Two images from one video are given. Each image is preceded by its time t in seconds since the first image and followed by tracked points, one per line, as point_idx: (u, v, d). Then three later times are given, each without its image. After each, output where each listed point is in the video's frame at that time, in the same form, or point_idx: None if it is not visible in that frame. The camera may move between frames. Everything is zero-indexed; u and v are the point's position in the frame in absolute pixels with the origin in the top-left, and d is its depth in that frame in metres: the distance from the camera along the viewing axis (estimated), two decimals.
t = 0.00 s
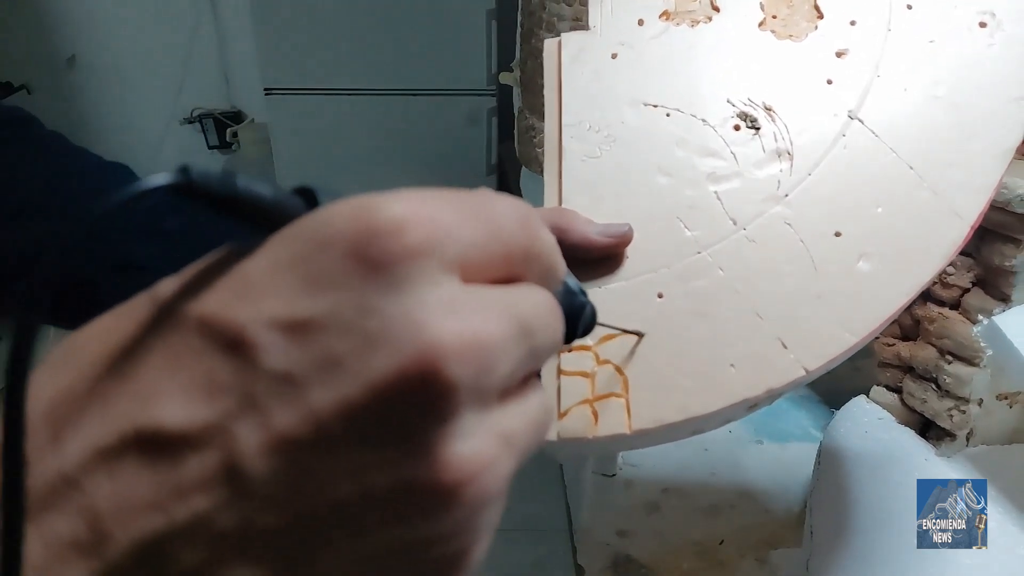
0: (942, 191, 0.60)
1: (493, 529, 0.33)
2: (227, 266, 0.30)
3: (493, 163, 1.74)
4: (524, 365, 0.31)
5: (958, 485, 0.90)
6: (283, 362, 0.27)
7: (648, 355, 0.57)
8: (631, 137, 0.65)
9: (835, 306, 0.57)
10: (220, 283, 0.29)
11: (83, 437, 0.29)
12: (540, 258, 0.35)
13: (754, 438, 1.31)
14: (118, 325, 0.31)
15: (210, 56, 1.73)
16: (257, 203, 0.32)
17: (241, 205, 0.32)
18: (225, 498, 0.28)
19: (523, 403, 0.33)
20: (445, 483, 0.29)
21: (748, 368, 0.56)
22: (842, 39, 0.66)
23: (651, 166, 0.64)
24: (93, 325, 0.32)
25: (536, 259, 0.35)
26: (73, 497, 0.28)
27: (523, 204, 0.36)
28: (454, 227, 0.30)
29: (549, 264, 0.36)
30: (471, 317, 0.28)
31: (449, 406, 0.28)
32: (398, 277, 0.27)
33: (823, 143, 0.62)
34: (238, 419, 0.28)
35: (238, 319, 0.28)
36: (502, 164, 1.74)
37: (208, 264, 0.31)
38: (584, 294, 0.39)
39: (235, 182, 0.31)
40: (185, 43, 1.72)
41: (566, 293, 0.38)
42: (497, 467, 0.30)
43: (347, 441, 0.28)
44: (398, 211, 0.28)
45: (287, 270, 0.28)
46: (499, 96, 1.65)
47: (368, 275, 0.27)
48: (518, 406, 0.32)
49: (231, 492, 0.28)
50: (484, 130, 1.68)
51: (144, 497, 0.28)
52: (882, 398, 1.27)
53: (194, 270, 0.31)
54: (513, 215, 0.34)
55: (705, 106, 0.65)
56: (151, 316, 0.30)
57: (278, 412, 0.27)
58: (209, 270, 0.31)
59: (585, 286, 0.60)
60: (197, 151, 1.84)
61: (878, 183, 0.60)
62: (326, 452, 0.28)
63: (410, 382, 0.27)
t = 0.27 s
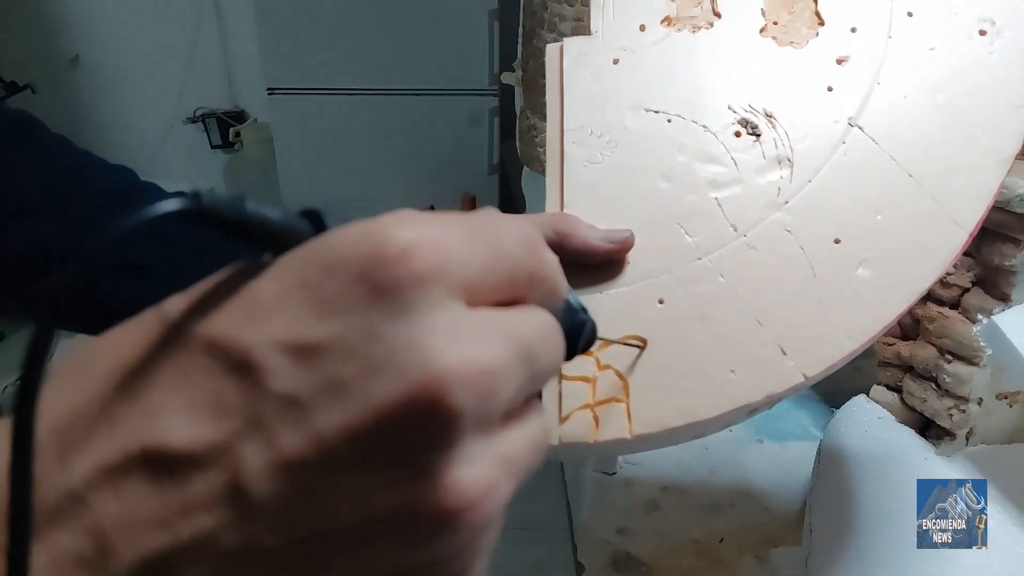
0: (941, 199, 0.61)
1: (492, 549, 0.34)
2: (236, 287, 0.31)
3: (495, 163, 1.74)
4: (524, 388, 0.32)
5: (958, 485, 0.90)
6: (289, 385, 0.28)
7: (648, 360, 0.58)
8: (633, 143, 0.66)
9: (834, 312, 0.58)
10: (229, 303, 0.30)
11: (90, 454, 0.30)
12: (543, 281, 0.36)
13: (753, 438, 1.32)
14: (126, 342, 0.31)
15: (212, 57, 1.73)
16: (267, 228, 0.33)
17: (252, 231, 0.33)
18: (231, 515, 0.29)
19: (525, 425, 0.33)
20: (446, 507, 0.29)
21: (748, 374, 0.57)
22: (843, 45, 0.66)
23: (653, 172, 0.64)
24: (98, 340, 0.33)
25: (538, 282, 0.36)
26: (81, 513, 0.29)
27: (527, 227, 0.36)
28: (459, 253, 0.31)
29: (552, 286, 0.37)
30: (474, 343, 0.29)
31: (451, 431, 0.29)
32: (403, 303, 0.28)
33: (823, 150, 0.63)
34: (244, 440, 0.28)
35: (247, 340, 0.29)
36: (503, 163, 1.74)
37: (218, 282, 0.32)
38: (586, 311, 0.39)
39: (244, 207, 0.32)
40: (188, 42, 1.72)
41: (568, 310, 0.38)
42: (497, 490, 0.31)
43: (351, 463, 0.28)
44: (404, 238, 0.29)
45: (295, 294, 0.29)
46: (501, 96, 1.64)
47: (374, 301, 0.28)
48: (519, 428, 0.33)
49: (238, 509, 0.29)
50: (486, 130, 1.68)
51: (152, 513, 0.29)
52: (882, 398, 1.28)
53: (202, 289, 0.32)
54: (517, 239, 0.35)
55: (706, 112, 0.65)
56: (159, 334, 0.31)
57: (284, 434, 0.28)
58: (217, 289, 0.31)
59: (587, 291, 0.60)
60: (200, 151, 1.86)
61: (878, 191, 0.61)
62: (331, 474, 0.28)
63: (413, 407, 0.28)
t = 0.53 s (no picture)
0: (948, 197, 0.60)
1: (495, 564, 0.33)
2: (241, 293, 0.31)
3: (497, 163, 1.73)
4: (527, 400, 0.31)
5: (958, 485, 0.90)
6: (292, 392, 0.28)
7: (654, 358, 0.58)
8: (639, 140, 0.65)
9: (841, 310, 0.58)
10: (234, 310, 0.30)
11: (88, 462, 0.30)
12: (548, 287, 0.36)
13: (756, 436, 1.32)
14: (131, 349, 0.32)
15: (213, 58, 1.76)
16: (269, 233, 0.34)
17: (254, 236, 0.34)
18: (231, 526, 0.28)
19: (530, 437, 0.33)
20: (450, 519, 0.29)
21: (754, 371, 0.57)
22: (849, 43, 0.66)
23: (658, 169, 0.64)
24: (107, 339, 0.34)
25: (541, 289, 0.36)
26: (80, 521, 0.29)
27: (534, 236, 0.37)
28: (464, 260, 0.31)
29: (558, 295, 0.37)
30: (479, 351, 0.29)
31: (456, 441, 0.28)
32: (408, 309, 0.28)
33: (829, 147, 0.63)
34: (244, 449, 0.28)
35: (250, 347, 0.29)
36: (507, 163, 1.73)
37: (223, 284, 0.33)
38: (587, 318, 0.40)
39: (246, 213, 0.33)
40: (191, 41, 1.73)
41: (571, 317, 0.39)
42: (498, 502, 0.30)
43: (354, 474, 0.28)
44: (410, 244, 0.29)
45: (301, 301, 0.29)
46: (504, 95, 1.64)
47: (378, 308, 0.28)
48: (522, 439, 0.32)
49: (237, 520, 0.28)
50: (488, 129, 1.68)
51: (151, 522, 0.29)
52: (885, 397, 1.28)
53: (209, 294, 0.33)
54: (524, 247, 0.35)
55: (712, 109, 0.65)
56: (165, 341, 0.31)
57: (285, 444, 0.28)
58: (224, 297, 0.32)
59: (592, 289, 0.60)
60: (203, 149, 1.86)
61: (884, 189, 0.61)
62: (333, 485, 0.28)
63: (417, 417, 0.27)
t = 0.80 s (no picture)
0: (949, 198, 0.60)
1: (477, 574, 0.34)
2: (223, 301, 0.32)
3: (499, 162, 1.73)
4: (516, 409, 0.33)
5: (958, 485, 0.89)
6: (276, 402, 0.29)
7: (654, 359, 0.58)
8: (639, 141, 0.65)
9: (841, 311, 0.58)
10: (215, 318, 0.31)
11: (65, 475, 0.30)
12: (541, 295, 0.37)
13: (757, 435, 1.32)
14: (108, 356, 0.32)
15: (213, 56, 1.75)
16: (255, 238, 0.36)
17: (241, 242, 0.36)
18: (210, 537, 0.29)
19: (514, 448, 0.34)
20: (435, 530, 0.30)
21: (755, 372, 0.57)
22: (850, 43, 0.66)
23: (659, 170, 0.64)
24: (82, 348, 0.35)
25: (531, 297, 0.37)
26: (54, 531, 0.29)
27: (527, 244, 0.37)
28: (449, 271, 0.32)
29: (547, 302, 0.38)
30: (465, 362, 0.30)
31: (440, 451, 0.29)
32: (393, 320, 0.29)
33: (829, 148, 0.63)
34: (226, 459, 0.29)
35: (234, 356, 0.29)
36: (507, 162, 1.73)
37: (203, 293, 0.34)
38: (579, 327, 0.41)
39: (231, 220, 0.35)
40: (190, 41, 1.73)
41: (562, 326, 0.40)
42: (486, 513, 0.31)
43: (339, 483, 0.29)
44: (395, 256, 0.31)
45: (285, 311, 0.30)
46: (505, 94, 1.64)
47: (363, 319, 0.29)
48: (509, 449, 0.33)
49: (217, 530, 0.29)
50: (490, 128, 1.68)
51: (128, 535, 0.29)
52: (886, 396, 1.28)
53: (187, 300, 0.33)
54: (513, 255, 0.36)
55: (713, 109, 0.65)
56: (144, 349, 0.31)
57: (268, 453, 0.29)
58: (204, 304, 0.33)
59: (594, 290, 0.61)
60: (204, 149, 1.86)
61: (884, 190, 0.61)
62: (318, 494, 0.29)
63: (402, 426, 0.28)
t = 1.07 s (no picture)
0: (953, 199, 0.60)
1: None
2: (209, 307, 0.32)
3: (500, 162, 1.73)
4: (506, 418, 0.33)
5: (958, 485, 0.89)
6: (261, 413, 0.29)
7: (657, 361, 0.57)
8: (642, 141, 0.65)
9: (846, 313, 0.58)
10: (199, 325, 0.31)
11: (49, 482, 0.30)
12: (529, 304, 0.38)
13: (759, 435, 1.31)
14: (94, 362, 0.32)
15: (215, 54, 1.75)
16: (240, 244, 0.38)
17: (227, 247, 0.38)
18: (195, 547, 0.30)
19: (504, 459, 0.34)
20: (421, 542, 0.30)
21: (758, 375, 0.56)
22: (856, 43, 0.65)
23: (662, 171, 0.64)
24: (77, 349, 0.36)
25: (522, 305, 0.37)
26: (36, 541, 0.30)
27: (515, 253, 0.38)
28: (439, 280, 0.32)
29: (535, 309, 0.39)
30: (453, 373, 0.30)
31: (426, 464, 0.29)
32: (381, 330, 0.29)
33: (834, 149, 0.62)
34: (210, 470, 0.29)
35: (217, 365, 0.29)
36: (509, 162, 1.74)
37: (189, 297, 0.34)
38: (570, 337, 0.42)
39: (217, 225, 0.36)
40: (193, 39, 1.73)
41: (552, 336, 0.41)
42: (476, 524, 0.32)
43: (324, 496, 0.29)
44: (384, 265, 0.31)
45: (271, 320, 0.30)
46: (507, 94, 1.64)
47: (350, 329, 0.29)
48: (499, 459, 0.34)
49: (203, 541, 0.29)
50: (492, 127, 1.68)
51: (113, 543, 0.30)
52: (888, 397, 1.28)
53: (173, 306, 0.33)
54: (503, 266, 0.36)
55: (717, 109, 0.64)
56: (130, 355, 0.32)
57: (252, 465, 0.29)
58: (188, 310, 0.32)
59: (597, 292, 0.60)
60: (206, 148, 1.86)
61: (888, 191, 0.60)
62: (303, 506, 0.29)
63: (388, 439, 0.29)
